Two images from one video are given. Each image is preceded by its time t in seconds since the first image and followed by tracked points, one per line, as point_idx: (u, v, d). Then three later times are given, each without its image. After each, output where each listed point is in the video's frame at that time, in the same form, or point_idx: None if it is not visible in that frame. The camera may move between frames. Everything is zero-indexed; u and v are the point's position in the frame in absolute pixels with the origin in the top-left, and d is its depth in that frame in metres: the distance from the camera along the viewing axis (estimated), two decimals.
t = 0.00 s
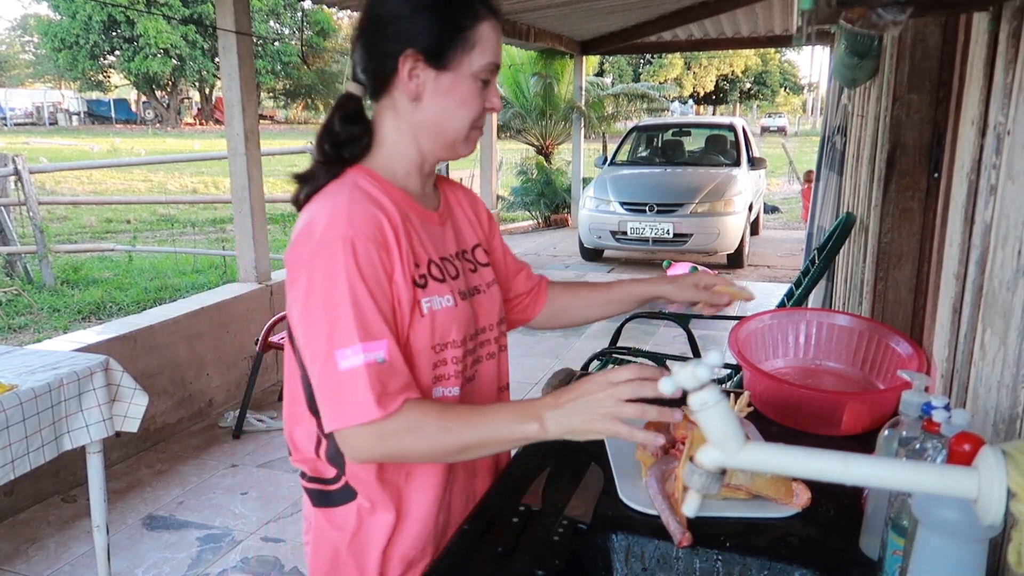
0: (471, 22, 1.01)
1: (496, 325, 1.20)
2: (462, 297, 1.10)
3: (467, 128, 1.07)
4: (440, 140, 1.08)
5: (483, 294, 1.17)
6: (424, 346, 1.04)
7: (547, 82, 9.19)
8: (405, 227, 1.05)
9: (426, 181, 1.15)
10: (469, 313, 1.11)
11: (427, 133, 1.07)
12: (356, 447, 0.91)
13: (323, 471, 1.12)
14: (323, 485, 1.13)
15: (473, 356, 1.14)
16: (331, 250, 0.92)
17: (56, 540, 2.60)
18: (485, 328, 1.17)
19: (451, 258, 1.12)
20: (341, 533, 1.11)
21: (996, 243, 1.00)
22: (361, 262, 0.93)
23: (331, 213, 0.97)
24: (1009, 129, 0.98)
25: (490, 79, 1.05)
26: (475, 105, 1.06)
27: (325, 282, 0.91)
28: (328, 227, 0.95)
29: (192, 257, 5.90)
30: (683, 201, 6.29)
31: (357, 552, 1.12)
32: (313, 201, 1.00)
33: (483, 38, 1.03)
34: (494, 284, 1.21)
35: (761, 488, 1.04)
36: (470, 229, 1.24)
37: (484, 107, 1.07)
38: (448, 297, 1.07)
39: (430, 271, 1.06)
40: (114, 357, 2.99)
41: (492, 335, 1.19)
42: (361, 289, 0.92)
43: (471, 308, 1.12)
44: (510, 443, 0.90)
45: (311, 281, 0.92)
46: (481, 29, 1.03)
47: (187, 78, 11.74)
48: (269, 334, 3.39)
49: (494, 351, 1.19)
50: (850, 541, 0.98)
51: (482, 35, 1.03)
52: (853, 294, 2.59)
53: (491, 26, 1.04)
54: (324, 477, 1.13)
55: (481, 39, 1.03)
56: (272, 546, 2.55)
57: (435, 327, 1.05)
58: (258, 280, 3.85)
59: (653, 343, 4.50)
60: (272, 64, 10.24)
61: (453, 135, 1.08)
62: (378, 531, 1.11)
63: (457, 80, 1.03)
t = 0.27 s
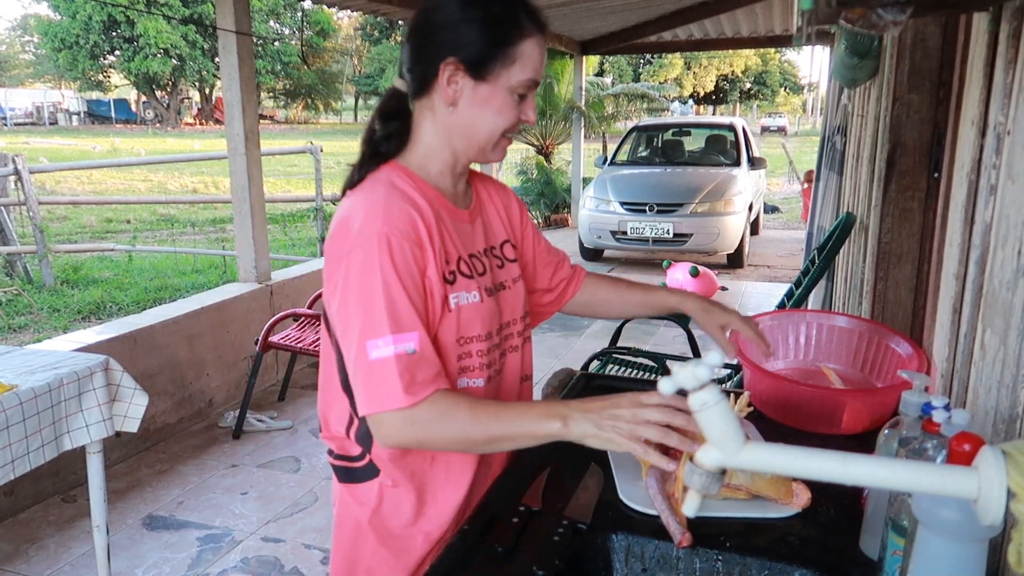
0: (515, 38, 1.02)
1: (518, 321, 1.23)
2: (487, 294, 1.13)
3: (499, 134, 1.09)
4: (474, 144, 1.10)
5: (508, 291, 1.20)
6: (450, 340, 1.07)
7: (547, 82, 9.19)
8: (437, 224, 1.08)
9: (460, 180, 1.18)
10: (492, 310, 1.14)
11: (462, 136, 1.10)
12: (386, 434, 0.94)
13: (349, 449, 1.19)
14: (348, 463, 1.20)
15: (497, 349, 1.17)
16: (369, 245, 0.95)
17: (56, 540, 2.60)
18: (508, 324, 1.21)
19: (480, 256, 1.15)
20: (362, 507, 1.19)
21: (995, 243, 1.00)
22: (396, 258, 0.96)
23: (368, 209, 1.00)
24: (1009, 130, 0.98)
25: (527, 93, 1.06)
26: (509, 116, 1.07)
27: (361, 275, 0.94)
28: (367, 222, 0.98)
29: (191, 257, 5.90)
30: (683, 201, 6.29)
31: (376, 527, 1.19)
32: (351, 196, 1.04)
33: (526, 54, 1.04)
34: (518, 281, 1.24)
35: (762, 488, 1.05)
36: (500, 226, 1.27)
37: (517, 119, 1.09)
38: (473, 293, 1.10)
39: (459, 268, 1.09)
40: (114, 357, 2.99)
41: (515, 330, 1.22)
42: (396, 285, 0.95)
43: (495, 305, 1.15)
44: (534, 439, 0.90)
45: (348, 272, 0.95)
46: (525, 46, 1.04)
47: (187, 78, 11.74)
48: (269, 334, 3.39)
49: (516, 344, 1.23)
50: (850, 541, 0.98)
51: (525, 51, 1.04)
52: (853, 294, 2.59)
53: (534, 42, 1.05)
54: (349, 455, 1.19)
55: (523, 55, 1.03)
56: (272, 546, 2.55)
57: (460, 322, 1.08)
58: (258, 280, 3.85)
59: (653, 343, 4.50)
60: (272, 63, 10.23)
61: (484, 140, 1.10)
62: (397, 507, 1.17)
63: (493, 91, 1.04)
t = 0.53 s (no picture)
0: (490, 29, 1.02)
1: (526, 320, 1.24)
2: (489, 289, 1.14)
3: (481, 128, 1.07)
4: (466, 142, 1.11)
5: (513, 289, 1.21)
6: (444, 332, 1.09)
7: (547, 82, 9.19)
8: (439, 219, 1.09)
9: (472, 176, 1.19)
10: (493, 307, 1.15)
11: (455, 131, 1.11)
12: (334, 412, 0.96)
13: (352, 437, 1.18)
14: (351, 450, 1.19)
15: (498, 346, 1.17)
16: (362, 233, 0.98)
17: (56, 540, 2.60)
18: (513, 321, 1.21)
19: (483, 252, 1.16)
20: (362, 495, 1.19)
21: (996, 243, 1.00)
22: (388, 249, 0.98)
23: (369, 199, 1.03)
24: (1009, 130, 0.98)
25: (508, 84, 1.04)
26: (486, 111, 1.06)
27: (349, 259, 0.97)
28: (366, 210, 1.01)
29: (191, 257, 5.90)
30: (683, 201, 6.29)
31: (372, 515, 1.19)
32: (360, 184, 1.07)
33: (501, 45, 1.03)
34: (527, 279, 1.25)
35: (761, 488, 1.04)
36: (513, 225, 1.28)
37: (497, 116, 1.06)
38: (473, 288, 1.11)
39: (458, 263, 1.10)
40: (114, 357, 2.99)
41: (521, 328, 1.23)
42: (383, 274, 0.97)
43: (497, 301, 1.16)
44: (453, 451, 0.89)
45: (341, 256, 0.98)
46: (500, 37, 1.02)
47: (187, 78, 11.74)
48: (269, 334, 3.39)
49: (522, 341, 1.23)
50: (850, 541, 0.98)
51: (504, 42, 1.02)
52: (853, 294, 2.59)
53: (514, 33, 1.03)
54: (352, 443, 1.19)
55: (497, 45, 1.03)
56: (272, 546, 2.55)
57: (457, 317, 1.09)
58: (258, 280, 3.85)
59: (653, 343, 4.50)
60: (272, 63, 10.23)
61: (469, 136, 1.09)
62: (395, 495, 1.18)
63: (469, 84, 1.05)
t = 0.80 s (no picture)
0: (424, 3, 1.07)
1: (513, 322, 1.19)
2: (459, 286, 1.10)
3: (431, 101, 1.10)
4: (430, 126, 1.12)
5: (497, 288, 1.17)
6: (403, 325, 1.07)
7: (547, 82, 9.19)
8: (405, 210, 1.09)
9: (464, 170, 1.17)
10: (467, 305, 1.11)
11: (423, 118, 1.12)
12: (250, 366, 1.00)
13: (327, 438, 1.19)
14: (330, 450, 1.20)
15: (469, 347, 1.13)
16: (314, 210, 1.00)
17: (56, 540, 2.60)
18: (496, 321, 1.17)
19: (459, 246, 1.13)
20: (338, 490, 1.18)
21: (996, 243, 1.00)
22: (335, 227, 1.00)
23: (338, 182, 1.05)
24: (1009, 130, 0.98)
25: (444, 48, 1.07)
26: (434, 83, 1.08)
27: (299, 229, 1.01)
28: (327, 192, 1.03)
29: (192, 257, 5.90)
30: (683, 201, 6.29)
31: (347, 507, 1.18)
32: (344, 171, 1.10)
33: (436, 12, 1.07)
34: (518, 279, 1.20)
35: (761, 487, 1.05)
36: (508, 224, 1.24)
37: (444, 87, 1.08)
38: (439, 283, 1.08)
39: (426, 257, 1.08)
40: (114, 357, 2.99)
41: (506, 329, 1.18)
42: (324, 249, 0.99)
43: (471, 299, 1.12)
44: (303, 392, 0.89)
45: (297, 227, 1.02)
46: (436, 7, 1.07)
47: (187, 78, 11.74)
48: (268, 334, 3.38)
49: (507, 343, 1.19)
50: (850, 541, 0.98)
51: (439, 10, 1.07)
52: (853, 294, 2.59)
53: None
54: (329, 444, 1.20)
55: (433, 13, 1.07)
56: (271, 546, 2.55)
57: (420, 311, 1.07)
58: (258, 280, 3.85)
59: (653, 343, 4.50)
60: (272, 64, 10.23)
61: (427, 116, 1.12)
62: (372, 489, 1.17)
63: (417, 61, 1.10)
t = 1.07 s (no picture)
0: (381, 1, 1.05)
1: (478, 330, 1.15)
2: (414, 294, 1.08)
3: (385, 100, 1.07)
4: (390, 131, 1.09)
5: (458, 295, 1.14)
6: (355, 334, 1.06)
7: (547, 82, 9.19)
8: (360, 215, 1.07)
9: (427, 174, 1.15)
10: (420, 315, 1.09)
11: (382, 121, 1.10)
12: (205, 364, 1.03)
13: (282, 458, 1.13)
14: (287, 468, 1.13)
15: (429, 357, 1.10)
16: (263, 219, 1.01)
17: (56, 540, 2.60)
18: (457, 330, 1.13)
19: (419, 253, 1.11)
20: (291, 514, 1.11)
21: (996, 243, 1.00)
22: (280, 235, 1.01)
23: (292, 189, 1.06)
24: (1009, 129, 0.98)
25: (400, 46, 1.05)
26: (390, 84, 1.06)
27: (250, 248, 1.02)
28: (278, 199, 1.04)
29: (192, 257, 5.90)
30: (683, 201, 6.29)
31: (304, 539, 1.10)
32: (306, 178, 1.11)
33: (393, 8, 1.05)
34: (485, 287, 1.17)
35: (759, 485, 1.05)
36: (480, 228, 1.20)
37: (400, 86, 1.05)
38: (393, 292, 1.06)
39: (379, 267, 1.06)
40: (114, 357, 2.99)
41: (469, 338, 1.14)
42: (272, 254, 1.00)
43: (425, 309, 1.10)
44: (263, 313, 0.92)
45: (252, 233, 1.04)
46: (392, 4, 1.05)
47: (187, 78, 11.73)
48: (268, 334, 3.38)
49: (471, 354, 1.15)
50: (851, 541, 0.98)
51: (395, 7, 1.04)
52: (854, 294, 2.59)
53: None
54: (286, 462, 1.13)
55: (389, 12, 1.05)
56: (271, 546, 2.55)
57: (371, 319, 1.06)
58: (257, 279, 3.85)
59: (653, 343, 4.50)
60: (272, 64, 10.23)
61: (385, 119, 1.09)
62: (325, 517, 1.09)
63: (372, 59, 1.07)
